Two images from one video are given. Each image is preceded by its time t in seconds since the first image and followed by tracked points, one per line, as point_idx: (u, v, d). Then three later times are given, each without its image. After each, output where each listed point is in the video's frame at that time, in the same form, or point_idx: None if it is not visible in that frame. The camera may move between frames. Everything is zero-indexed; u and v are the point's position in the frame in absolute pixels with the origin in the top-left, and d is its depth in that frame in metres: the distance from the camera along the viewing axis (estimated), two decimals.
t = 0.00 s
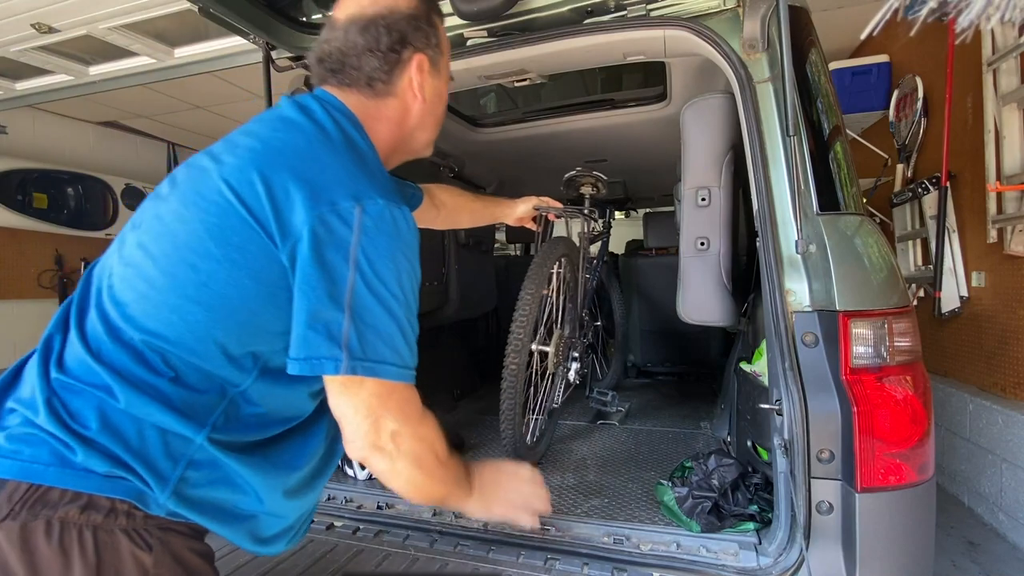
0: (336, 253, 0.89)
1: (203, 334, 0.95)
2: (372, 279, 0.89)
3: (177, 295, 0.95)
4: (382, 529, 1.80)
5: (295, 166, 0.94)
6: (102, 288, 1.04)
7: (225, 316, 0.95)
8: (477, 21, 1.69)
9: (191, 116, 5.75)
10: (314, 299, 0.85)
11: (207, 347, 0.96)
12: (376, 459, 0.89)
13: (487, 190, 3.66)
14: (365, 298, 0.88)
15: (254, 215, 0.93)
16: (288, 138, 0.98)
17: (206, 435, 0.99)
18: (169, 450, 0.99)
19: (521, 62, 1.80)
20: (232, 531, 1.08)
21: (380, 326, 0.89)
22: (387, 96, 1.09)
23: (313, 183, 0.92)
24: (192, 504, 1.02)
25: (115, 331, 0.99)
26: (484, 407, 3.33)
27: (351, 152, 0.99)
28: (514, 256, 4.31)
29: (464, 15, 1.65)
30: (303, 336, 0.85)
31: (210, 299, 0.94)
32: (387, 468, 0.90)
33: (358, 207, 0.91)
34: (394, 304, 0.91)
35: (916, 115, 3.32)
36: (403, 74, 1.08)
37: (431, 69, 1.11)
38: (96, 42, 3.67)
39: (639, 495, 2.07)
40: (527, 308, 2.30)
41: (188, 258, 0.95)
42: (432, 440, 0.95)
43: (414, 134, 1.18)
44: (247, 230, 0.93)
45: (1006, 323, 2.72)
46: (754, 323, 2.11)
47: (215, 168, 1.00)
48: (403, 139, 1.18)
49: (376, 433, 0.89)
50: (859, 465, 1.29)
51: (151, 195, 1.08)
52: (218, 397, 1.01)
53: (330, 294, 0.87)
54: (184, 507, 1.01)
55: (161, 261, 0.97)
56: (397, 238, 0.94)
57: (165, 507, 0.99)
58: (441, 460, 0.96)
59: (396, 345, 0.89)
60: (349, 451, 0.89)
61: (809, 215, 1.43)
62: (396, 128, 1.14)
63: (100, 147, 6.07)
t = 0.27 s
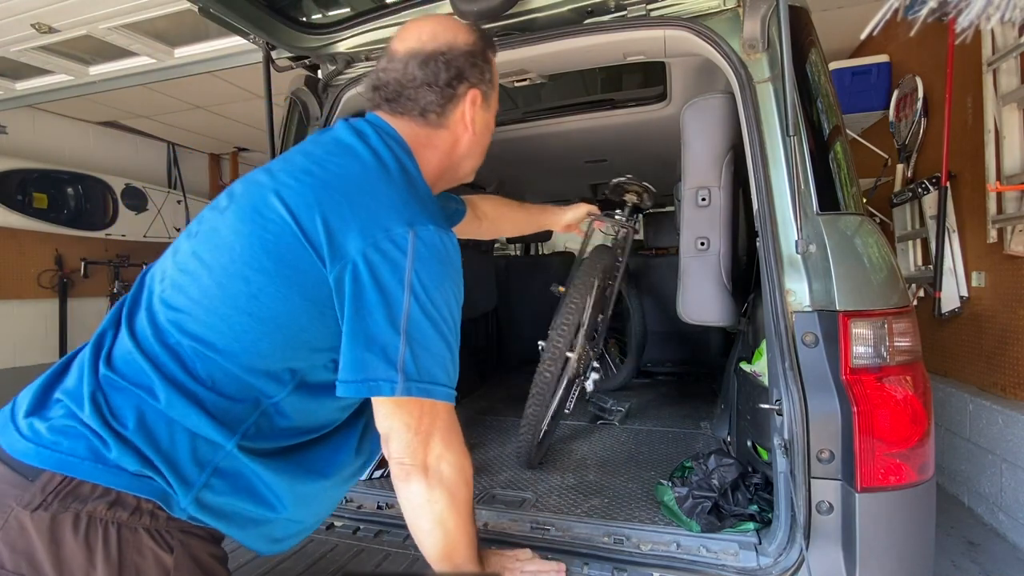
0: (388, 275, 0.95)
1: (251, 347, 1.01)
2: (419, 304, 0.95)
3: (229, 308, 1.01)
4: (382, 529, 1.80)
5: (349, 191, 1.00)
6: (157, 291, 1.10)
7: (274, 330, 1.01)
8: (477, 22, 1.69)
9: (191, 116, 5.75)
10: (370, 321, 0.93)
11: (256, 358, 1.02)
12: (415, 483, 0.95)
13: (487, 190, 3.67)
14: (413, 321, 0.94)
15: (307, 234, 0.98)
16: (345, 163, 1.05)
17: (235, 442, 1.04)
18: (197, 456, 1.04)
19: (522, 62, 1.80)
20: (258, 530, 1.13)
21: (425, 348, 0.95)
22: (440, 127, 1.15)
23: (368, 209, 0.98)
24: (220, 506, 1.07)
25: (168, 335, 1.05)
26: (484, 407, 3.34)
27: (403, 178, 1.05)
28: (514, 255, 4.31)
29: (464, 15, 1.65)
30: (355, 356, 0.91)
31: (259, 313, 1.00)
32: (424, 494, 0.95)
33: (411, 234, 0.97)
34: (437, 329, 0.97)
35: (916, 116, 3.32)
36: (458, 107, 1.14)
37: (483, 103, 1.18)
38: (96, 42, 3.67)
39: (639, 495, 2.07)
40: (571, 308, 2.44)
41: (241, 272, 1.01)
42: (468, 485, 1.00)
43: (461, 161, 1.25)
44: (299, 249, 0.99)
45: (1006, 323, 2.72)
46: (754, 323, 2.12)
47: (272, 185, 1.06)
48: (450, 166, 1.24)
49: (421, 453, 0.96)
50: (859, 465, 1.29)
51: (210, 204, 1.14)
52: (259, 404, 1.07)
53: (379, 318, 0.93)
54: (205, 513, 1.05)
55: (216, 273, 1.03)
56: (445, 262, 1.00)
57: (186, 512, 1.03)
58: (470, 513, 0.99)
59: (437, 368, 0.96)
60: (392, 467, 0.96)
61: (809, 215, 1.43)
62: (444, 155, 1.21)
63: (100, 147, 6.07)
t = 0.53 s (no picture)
0: (397, 288, 0.94)
1: (262, 354, 1.02)
2: (426, 319, 0.94)
3: (244, 312, 1.03)
4: (383, 529, 1.80)
5: (366, 201, 1.00)
6: (185, 291, 1.13)
7: (284, 338, 1.01)
8: (477, 21, 1.69)
9: (191, 116, 5.75)
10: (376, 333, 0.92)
11: (266, 364, 1.03)
12: (412, 492, 0.98)
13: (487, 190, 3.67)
14: (418, 336, 0.94)
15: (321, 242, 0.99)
16: (368, 173, 1.05)
17: (235, 447, 1.03)
18: (198, 458, 1.04)
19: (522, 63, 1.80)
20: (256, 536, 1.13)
21: (429, 365, 0.94)
22: (474, 144, 1.16)
23: (383, 221, 0.98)
24: (217, 509, 1.07)
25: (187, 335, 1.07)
26: (484, 407, 3.34)
27: (423, 189, 1.04)
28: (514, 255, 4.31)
29: (464, 16, 1.65)
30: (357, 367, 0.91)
31: (270, 319, 1.01)
32: (420, 503, 0.98)
33: (424, 248, 0.95)
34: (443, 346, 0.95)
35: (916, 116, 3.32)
36: (495, 127, 1.15)
37: (522, 125, 1.19)
38: (96, 42, 3.67)
39: (639, 495, 2.07)
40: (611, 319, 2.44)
41: (259, 278, 1.02)
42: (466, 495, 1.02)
43: (494, 182, 1.26)
44: (313, 257, 0.99)
45: (1006, 323, 2.72)
46: (755, 323, 2.12)
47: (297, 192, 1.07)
48: (484, 187, 1.25)
49: (420, 464, 0.98)
50: (859, 466, 1.29)
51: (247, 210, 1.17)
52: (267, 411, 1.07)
53: (384, 331, 0.93)
54: (200, 514, 1.05)
55: (236, 277, 1.05)
56: (459, 278, 0.98)
57: (182, 512, 1.04)
58: (465, 523, 1.02)
59: (441, 386, 0.95)
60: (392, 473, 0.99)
61: (809, 216, 1.43)
62: (477, 174, 1.21)
63: (100, 147, 6.07)
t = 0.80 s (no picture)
0: (404, 292, 0.94)
1: (264, 359, 1.02)
2: (431, 322, 0.95)
3: (244, 317, 1.02)
4: (383, 529, 1.80)
5: (369, 204, 1.00)
6: (182, 295, 1.12)
7: (287, 342, 1.01)
8: (477, 21, 1.69)
9: (191, 116, 5.75)
10: (381, 339, 0.92)
11: (268, 368, 1.03)
12: (415, 494, 0.97)
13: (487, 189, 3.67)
14: (424, 339, 0.94)
15: (324, 247, 0.99)
16: (370, 174, 1.04)
17: (234, 455, 1.03)
18: (198, 465, 1.04)
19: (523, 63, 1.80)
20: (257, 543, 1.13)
21: (434, 368, 0.94)
22: (477, 140, 1.16)
23: (387, 224, 0.97)
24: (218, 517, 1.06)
25: (185, 341, 1.07)
26: (484, 407, 3.33)
27: (426, 190, 1.04)
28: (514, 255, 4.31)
29: (464, 16, 1.65)
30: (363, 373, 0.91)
31: (272, 324, 1.01)
32: (423, 506, 0.98)
33: (430, 251, 0.95)
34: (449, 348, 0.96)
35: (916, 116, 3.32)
36: (498, 123, 1.15)
37: (524, 126, 1.20)
38: (96, 42, 3.67)
39: (639, 495, 2.07)
40: (612, 324, 2.46)
41: (260, 282, 1.02)
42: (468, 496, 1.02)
43: (493, 184, 1.25)
44: (316, 261, 0.99)
45: (1006, 323, 2.72)
46: (754, 323, 2.12)
47: (297, 195, 1.07)
48: (483, 188, 1.24)
49: (423, 467, 0.97)
50: (859, 466, 1.29)
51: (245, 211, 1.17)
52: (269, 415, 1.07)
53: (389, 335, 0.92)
54: (198, 523, 1.05)
55: (235, 282, 1.04)
56: (464, 280, 0.98)
57: (181, 520, 1.03)
58: (467, 524, 1.03)
59: (447, 388, 0.95)
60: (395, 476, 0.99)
61: (809, 216, 1.43)
62: (477, 173, 1.20)
63: (100, 147, 6.08)
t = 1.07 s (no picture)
0: (406, 289, 0.94)
1: (265, 356, 1.02)
2: (434, 319, 0.95)
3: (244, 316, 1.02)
4: (383, 529, 1.80)
5: (370, 202, 1.00)
6: (179, 294, 1.12)
7: (289, 340, 1.02)
8: (477, 21, 1.69)
9: (190, 116, 5.74)
10: (385, 336, 0.92)
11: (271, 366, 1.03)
12: (418, 492, 0.97)
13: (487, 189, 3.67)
14: (427, 336, 0.94)
15: (325, 245, 0.99)
16: (369, 172, 1.05)
17: (237, 453, 1.03)
18: (199, 464, 1.04)
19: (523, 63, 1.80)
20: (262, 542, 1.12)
21: (437, 365, 0.95)
22: (475, 141, 1.17)
23: (388, 222, 0.97)
24: (223, 515, 1.06)
25: (184, 340, 1.07)
26: (484, 407, 3.33)
27: (426, 188, 1.04)
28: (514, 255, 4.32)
29: (464, 16, 1.65)
30: (367, 371, 0.91)
31: (273, 322, 1.01)
32: (427, 503, 0.98)
33: (432, 249, 0.96)
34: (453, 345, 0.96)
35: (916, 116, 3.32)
36: (495, 125, 1.16)
37: (519, 125, 1.22)
38: (96, 42, 3.67)
39: (639, 495, 2.07)
40: (613, 327, 2.46)
41: (260, 280, 1.02)
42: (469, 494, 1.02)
43: (487, 181, 1.26)
44: (317, 259, 0.99)
45: (1005, 323, 2.73)
46: (755, 323, 2.12)
47: (295, 194, 1.07)
48: (478, 184, 1.25)
49: (426, 464, 0.97)
50: (859, 466, 1.29)
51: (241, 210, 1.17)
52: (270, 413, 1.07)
53: (393, 333, 0.93)
54: (204, 521, 1.05)
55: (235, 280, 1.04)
56: (465, 277, 0.99)
57: (185, 519, 1.03)
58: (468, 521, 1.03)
59: (451, 385, 0.96)
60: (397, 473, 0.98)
61: (810, 216, 1.42)
62: (474, 171, 1.21)
63: (100, 147, 6.08)
